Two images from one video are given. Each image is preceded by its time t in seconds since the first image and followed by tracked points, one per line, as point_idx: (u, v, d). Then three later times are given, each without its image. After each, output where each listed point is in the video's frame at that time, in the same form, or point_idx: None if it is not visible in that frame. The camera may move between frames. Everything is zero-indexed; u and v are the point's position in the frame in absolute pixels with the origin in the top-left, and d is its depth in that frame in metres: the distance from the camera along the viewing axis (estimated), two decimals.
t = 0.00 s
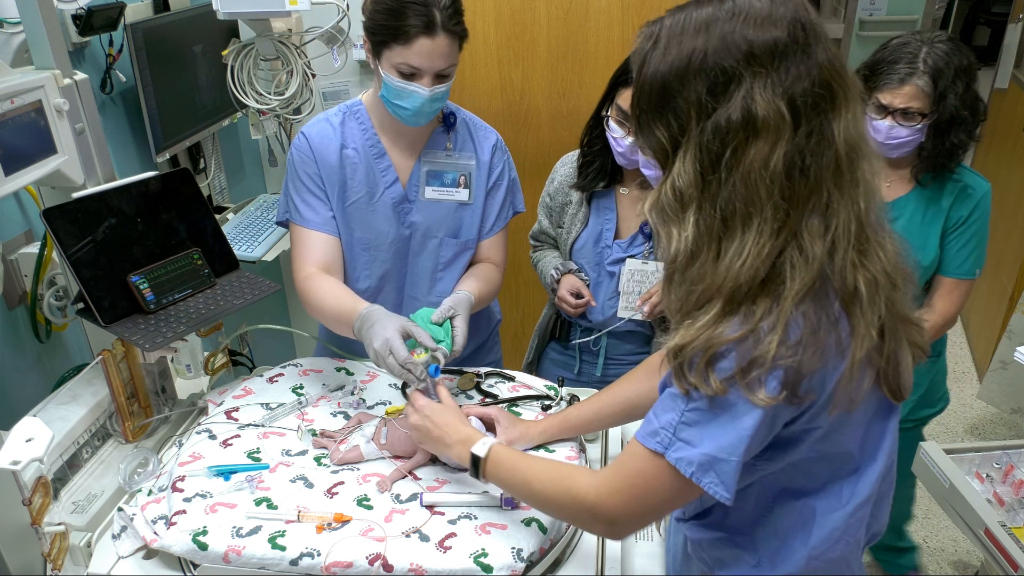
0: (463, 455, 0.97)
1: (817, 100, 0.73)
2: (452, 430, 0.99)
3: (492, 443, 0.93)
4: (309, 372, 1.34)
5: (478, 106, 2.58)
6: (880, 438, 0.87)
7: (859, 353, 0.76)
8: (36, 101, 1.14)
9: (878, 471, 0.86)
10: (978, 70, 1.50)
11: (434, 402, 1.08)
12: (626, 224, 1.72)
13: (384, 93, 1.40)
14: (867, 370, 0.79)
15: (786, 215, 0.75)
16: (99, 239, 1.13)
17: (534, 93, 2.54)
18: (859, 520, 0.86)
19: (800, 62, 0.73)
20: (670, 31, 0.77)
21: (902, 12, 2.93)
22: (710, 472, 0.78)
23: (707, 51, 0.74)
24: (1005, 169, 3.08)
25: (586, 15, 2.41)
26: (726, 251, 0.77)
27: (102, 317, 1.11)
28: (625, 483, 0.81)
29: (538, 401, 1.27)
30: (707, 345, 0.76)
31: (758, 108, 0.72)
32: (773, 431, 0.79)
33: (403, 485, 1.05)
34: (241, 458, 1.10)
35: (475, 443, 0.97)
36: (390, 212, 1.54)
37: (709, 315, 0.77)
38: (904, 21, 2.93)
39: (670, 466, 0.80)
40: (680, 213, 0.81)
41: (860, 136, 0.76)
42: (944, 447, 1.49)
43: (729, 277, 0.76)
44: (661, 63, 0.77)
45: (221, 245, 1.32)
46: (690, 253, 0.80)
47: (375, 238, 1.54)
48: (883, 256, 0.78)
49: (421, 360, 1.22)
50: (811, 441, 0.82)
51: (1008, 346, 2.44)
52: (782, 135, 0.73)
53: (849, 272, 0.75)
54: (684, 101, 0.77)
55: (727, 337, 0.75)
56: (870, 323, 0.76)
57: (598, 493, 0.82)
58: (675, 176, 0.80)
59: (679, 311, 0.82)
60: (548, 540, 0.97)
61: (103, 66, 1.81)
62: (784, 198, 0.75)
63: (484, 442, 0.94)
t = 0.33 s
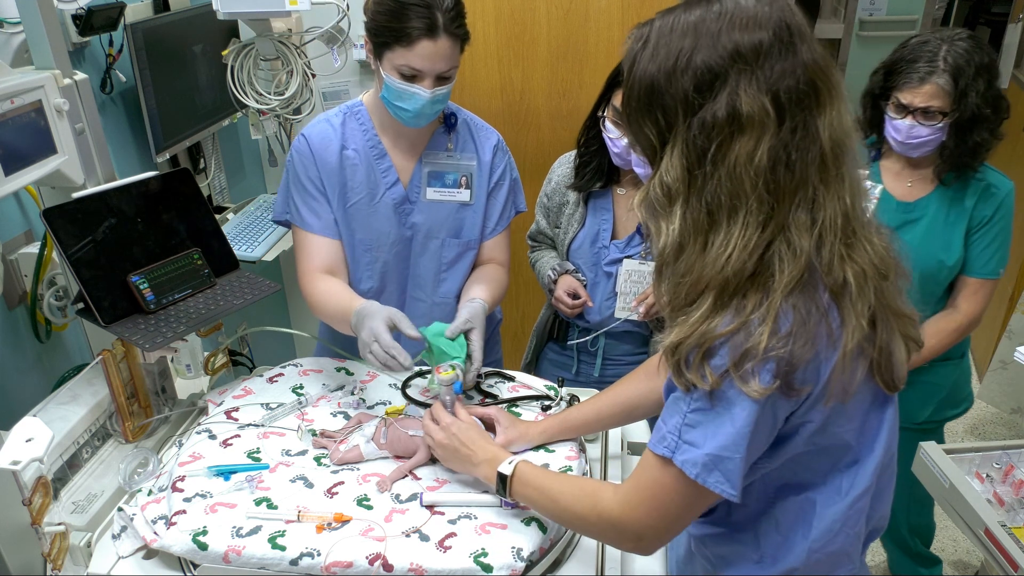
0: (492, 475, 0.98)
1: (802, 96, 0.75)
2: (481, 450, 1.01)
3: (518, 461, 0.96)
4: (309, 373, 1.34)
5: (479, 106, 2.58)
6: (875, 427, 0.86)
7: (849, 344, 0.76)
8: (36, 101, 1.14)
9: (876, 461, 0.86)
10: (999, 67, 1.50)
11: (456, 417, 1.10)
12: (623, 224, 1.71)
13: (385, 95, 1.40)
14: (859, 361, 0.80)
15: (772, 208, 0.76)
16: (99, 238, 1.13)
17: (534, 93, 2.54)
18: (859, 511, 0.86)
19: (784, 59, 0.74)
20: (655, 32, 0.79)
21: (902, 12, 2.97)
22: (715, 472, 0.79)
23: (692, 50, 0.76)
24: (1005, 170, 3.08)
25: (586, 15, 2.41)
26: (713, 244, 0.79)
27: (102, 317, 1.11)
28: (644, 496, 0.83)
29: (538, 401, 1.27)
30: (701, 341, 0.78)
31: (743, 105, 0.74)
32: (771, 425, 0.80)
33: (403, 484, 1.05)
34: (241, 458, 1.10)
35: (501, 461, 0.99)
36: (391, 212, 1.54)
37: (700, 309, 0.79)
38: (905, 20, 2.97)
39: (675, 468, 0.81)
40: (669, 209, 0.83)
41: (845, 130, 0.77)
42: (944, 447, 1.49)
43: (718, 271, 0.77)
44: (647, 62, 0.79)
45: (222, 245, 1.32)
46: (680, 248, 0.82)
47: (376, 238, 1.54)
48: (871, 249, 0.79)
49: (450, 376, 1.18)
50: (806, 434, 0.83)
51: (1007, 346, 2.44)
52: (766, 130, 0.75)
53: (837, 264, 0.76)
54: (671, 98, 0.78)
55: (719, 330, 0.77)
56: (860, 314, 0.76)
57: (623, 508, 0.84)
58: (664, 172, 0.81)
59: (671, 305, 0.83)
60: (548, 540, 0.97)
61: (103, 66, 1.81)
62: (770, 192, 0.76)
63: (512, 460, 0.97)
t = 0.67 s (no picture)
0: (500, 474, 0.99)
1: (796, 91, 0.76)
2: (486, 450, 1.02)
3: (524, 458, 0.96)
4: (309, 373, 1.33)
5: (480, 106, 2.58)
6: (875, 420, 0.86)
7: (850, 337, 0.77)
8: (36, 101, 1.14)
9: (876, 455, 0.86)
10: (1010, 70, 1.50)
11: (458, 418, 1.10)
12: (623, 224, 1.71)
13: (381, 98, 1.41)
14: (860, 354, 0.80)
15: (768, 202, 0.77)
16: (99, 239, 1.13)
17: (534, 93, 2.54)
18: (861, 504, 0.86)
19: (778, 56, 0.75)
20: (650, 32, 0.80)
21: (902, 12, 3.28)
22: (717, 466, 0.79)
23: (685, 49, 0.77)
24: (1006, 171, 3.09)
25: (586, 15, 2.41)
26: (711, 239, 0.79)
27: (102, 317, 1.11)
28: (648, 492, 0.83)
29: (538, 402, 1.26)
30: (701, 335, 0.78)
31: (737, 100, 0.75)
32: (772, 420, 0.80)
33: (404, 484, 1.05)
34: (241, 458, 1.09)
35: (507, 459, 1.00)
36: (392, 212, 1.54)
37: (701, 304, 0.79)
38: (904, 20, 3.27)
39: (679, 463, 0.81)
40: (667, 206, 0.83)
41: (840, 125, 0.78)
42: (944, 447, 1.48)
43: (717, 265, 0.78)
44: (642, 62, 0.80)
45: (222, 245, 1.31)
46: (678, 244, 0.82)
47: (376, 239, 1.54)
48: (868, 242, 0.79)
49: (445, 378, 1.15)
50: (807, 428, 0.83)
51: (1007, 345, 2.44)
52: (761, 125, 0.75)
53: (835, 257, 0.76)
54: (666, 97, 0.79)
55: (720, 324, 0.77)
56: (860, 307, 0.77)
57: (627, 504, 0.85)
58: (661, 169, 0.82)
59: (670, 301, 0.84)
60: (548, 540, 0.97)
61: (103, 66, 1.81)
62: (767, 187, 0.77)
63: (516, 458, 0.97)
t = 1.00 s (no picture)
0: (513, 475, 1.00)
1: (791, 87, 0.76)
2: (500, 452, 1.03)
3: (538, 461, 0.97)
4: (309, 372, 1.33)
5: (480, 106, 2.58)
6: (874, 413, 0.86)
7: (849, 329, 0.77)
8: (36, 101, 1.14)
9: (875, 447, 0.86)
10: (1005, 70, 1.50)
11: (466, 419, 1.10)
12: (623, 224, 1.70)
13: (378, 98, 1.41)
14: (858, 347, 0.80)
15: (766, 197, 0.77)
16: (99, 238, 1.13)
17: (534, 93, 2.54)
18: (860, 497, 0.87)
19: (773, 53, 0.75)
20: (645, 33, 0.80)
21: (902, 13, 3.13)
22: (718, 460, 0.79)
23: (680, 48, 0.77)
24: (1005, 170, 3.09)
25: (586, 15, 2.41)
26: (710, 235, 0.79)
27: (102, 317, 1.11)
28: (652, 489, 0.83)
29: (538, 403, 1.27)
30: (702, 330, 0.78)
31: (733, 96, 0.75)
32: (773, 415, 0.80)
33: (404, 484, 1.05)
34: (241, 458, 1.09)
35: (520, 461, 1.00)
36: (393, 212, 1.54)
37: (701, 299, 0.79)
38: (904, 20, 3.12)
39: (682, 459, 0.81)
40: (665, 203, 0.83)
41: (834, 120, 0.78)
42: (944, 447, 1.48)
43: (717, 260, 0.78)
44: (638, 62, 0.80)
45: (221, 245, 1.31)
46: (677, 240, 0.82)
47: (377, 239, 1.54)
48: (865, 235, 0.80)
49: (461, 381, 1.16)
50: (807, 423, 0.83)
51: (1007, 346, 2.44)
52: (757, 121, 0.75)
53: (833, 250, 0.77)
54: (662, 95, 0.79)
55: (720, 318, 0.77)
56: (858, 299, 0.77)
57: (632, 502, 0.85)
58: (658, 167, 0.82)
59: (669, 297, 0.84)
60: (548, 540, 0.97)
61: (103, 66, 1.81)
62: (764, 182, 0.77)
63: (529, 459, 0.97)
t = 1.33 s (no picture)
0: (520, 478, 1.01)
1: (790, 87, 0.76)
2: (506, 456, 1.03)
3: (544, 462, 0.97)
4: (309, 372, 1.33)
5: (479, 106, 2.58)
6: (877, 409, 0.86)
7: (850, 328, 0.77)
8: (37, 101, 1.14)
9: (876, 443, 0.86)
10: (993, 71, 1.51)
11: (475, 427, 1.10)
12: (626, 224, 1.70)
13: (375, 98, 1.42)
14: (859, 345, 0.80)
15: (766, 197, 0.77)
16: (99, 238, 1.13)
17: (534, 92, 2.53)
18: (860, 493, 0.87)
19: (771, 53, 0.75)
20: (643, 35, 0.80)
21: (901, 12, 3.07)
22: (722, 458, 0.79)
23: (678, 50, 0.77)
24: (1005, 169, 3.09)
25: (586, 15, 2.41)
26: (711, 236, 0.79)
27: (102, 317, 1.11)
28: (661, 488, 0.84)
29: (538, 403, 1.27)
30: (704, 329, 0.77)
31: (731, 97, 0.75)
32: (776, 413, 0.80)
33: (404, 484, 1.05)
34: (241, 458, 1.09)
35: (529, 462, 1.01)
36: (395, 214, 1.54)
37: (702, 299, 0.79)
38: (904, 20, 3.06)
39: (688, 458, 0.81)
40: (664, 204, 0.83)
41: (833, 119, 0.79)
42: (944, 447, 1.48)
43: (717, 260, 0.77)
44: (636, 64, 0.80)
45: (221, 244, 1.31)
46: (676, 241, 0.82)
47: (381, 241, 1.54)
48: (864, 233, 0.80)
49: (462, 384, 1.17)
50: (809, 421, 0.83)
51: (1007, 346, 2.44)
52: (756, 122, 0.75)
53: (833, 249, 0.77)
54: (660, 97, 0.79)
55: (722, 318, 0.76)
56: (859, 298, 0.77)
57: (643, 500, 0.85)
58: (657, 168, 0.82)
59: (670, 297, 0.83)
60: (548, 539, 0.96)
61: (103, 66, 1.81)
62: (764, 181, 0.77)
63: (536, 462, 0.98)
